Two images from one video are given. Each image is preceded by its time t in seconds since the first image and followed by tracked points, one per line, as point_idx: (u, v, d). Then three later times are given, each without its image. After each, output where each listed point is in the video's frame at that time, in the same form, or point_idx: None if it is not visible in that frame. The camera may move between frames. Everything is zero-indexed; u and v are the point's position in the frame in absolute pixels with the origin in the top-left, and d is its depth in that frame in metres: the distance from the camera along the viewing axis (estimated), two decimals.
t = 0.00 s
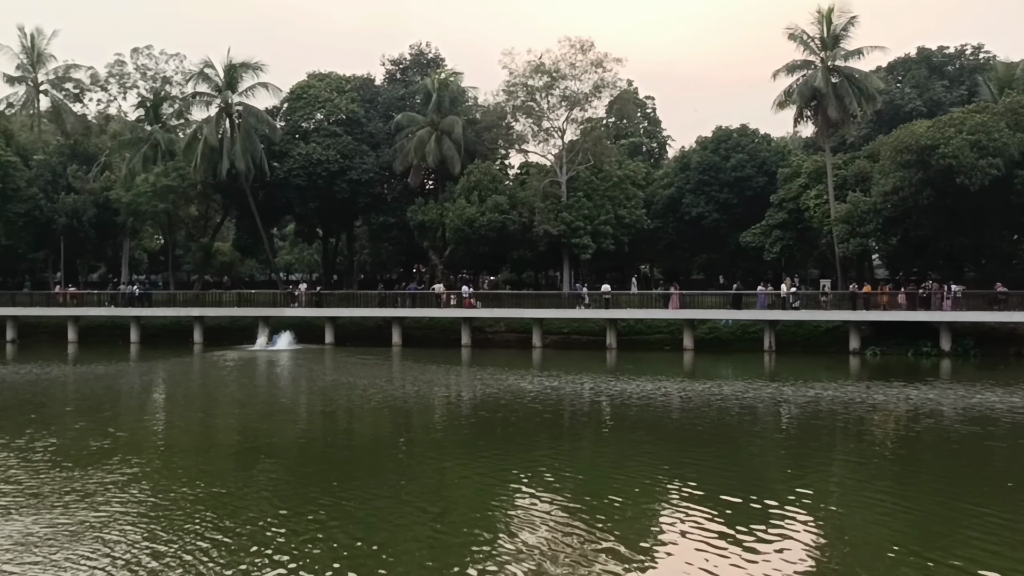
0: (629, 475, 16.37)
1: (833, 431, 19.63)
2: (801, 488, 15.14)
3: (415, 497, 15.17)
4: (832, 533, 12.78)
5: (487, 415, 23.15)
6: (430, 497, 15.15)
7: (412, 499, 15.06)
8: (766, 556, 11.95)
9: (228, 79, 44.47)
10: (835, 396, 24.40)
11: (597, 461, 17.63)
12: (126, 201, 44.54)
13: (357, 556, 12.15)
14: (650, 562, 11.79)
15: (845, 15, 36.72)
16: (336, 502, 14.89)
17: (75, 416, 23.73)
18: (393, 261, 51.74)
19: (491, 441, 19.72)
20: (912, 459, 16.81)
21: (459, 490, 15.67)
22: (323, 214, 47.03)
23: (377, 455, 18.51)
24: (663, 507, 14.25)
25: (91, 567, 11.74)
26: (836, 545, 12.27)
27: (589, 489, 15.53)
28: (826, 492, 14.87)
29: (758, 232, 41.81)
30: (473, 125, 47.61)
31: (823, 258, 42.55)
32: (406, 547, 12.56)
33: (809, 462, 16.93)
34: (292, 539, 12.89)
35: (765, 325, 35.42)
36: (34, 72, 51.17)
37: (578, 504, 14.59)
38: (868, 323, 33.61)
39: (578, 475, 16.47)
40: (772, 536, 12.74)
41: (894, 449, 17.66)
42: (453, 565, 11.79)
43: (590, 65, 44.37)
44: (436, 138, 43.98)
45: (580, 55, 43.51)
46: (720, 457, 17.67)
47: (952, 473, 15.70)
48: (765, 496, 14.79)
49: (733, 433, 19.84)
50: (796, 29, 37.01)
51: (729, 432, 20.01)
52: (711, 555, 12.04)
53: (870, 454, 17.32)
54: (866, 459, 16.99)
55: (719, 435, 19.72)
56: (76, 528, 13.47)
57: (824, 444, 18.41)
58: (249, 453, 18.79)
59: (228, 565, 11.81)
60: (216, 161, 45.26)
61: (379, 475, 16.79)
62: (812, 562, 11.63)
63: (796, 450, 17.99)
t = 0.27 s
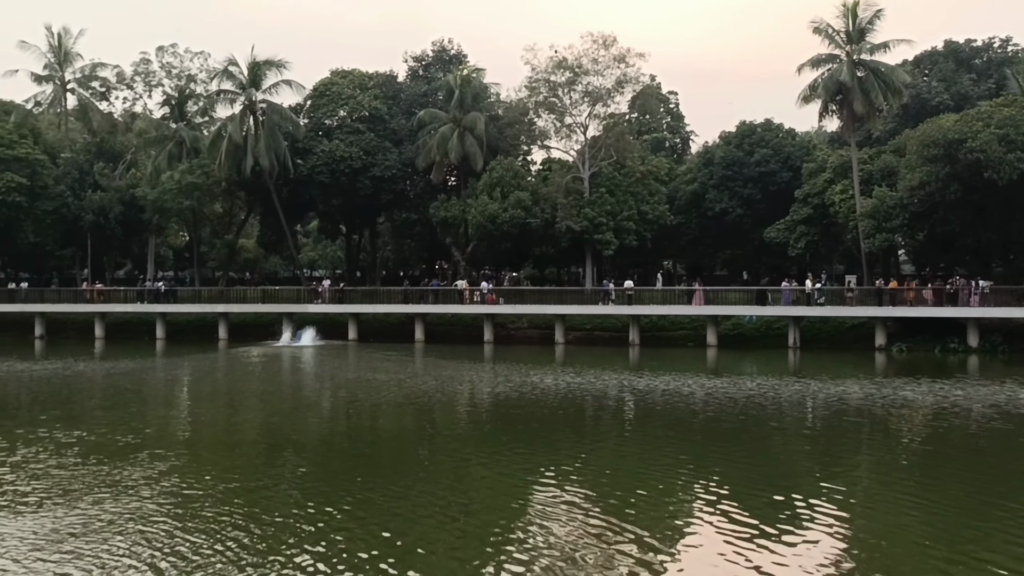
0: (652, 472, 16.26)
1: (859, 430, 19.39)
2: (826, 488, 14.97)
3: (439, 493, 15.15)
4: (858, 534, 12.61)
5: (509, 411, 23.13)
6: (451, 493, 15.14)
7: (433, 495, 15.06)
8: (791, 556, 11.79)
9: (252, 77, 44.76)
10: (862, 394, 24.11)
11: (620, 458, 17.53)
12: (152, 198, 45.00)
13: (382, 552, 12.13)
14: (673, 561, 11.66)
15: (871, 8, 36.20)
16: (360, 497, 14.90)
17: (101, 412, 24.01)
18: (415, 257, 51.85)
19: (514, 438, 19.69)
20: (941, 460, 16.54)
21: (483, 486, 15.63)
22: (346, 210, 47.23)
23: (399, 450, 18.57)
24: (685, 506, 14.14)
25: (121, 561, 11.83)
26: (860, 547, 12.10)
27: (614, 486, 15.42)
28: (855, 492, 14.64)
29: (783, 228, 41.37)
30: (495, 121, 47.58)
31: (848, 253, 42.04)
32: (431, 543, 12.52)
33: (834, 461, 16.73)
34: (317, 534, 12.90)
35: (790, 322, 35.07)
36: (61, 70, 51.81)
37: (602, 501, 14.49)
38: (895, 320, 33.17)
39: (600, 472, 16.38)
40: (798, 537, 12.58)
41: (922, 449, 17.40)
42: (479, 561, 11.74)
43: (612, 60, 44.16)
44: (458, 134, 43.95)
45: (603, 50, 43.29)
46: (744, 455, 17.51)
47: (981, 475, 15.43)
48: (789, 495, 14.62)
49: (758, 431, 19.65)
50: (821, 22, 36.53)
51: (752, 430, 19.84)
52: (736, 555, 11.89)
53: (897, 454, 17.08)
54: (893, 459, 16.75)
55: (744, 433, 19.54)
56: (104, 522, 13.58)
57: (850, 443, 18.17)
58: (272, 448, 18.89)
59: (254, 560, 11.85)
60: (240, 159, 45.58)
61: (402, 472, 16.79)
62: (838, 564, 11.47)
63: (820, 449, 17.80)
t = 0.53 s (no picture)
0: (673, 469, 16.19)
1: (883, 427, 19.20)
2: (849, 486, 14.83)
3: (459, 490, 15.12)
4: (881, 532, 12.50)
5: (529, 407, 23.13)
6: (471, 489, 15.16)
7: (453, 491, 15.08)
8: (813, 555, 11.64)
9: (273, 73, 45.03)
10: (886, 391, 23.84)
11: (641, 455, 17.47)
12: (175, 195, 45.42)
13: (402, 548, 12.12)
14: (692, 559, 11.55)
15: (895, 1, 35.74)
16: (380, 494, 14.89)
17: (125, 407, 24.24)
18: (436, 253, 51.96)
19: (534, 434, 19.63)
20: (968, 459, 16.29)
21: (503, 483, 15.58)
22: (367, 206, 47.41)
23: (419, 446, 18.62)
24: (705, 503, 14.07)
25: (145, 554, 11.92)
26: (882, 544, 11.99)
27: (635, 483, 15.31)
28: (879, 491, 14.46)
29: (805, 223, 40.98)
30: (515, 117, 47.54)
31: (872, 248, 41.62)
32: (451, 539, 12.49)
33: (857, 459, 16.57)
34: (337, 530, 12.91)
35: (812, 318, 34.78)
36: (85, 68, 52.36)
37: (623, 498, 14.38)
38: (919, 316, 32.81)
39: (621, 469, 16.33)
40: (819, 535, 12.43)
41: (947, 446, 17.20)
42: (499, 559, 11.69)
43: (633, 55, 43.97)
44: (478, 130, 43.95)
45: (623, 45, 43.10)
46: (765, 452, 17.39)
47: (1007, 473, 15.22)
48: (811, 493, 14.49)
49: (781, 428, 19.49)
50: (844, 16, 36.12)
51: (774, 427, 19.70)
52: (756, 553, 11.76)
53: (921, 452, 16.89)
54: (917, 456, 16.57)
55: (766, 430, 19.40)
56: (127, 516, 13.69)
57: (873, 440, 17.99)
58: (293, 444, 18.97)
59: (276, 555, 11.89)
60: (262, 155, 45.89)
61: (422, 468, 16.78)
62: (860, 563, 11.33)
63: (843, 446, 17.64)
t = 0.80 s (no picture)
0: (696, 466, 16.15)
1: (909, 425, 19.03)
2: (874, 484, 14.73)
3: (483, 487, 15.11)
4: (907, 530, 12.42)
5: (552, 404, 23.17)
6: (494, 485, 15.22)
7: (477, 486, 15.16)
8: (836, 553, 11.59)
9: (296, 71, 45.36)
10: (913, 388, 23.61)
11: (665, 451, 17.45)
12: (200, 192, 45.90)
13: (428, 545, 12.15)
14: (714, 558, 11.47)
15: None
16: (403, 490, 14.94)
17: (150, 402, 24.55)
18: (458, 249, 52.11)
19: (557, 431, 19.63)
20: (998, 459, 16.05)
21: (526, 480, 15.56)
22: (389, 203, 47.64)
23: (443, 442, 18.74)
24: (729, 500, 14.03)
25: (175, 546, 12.13)
26: (908, 542, 11.92)
27: (659, 481, 15.23)
28: (906, 489, 14.35)
29: (830, 219, 40.53)
30: (538, 113, 47.51)
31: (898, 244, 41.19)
32: (475, 537, 12.49)
33: (883, 456, 16.46)
34: (361, 526, 12.96)
35: (837, 315, 34.49)
36: (111, 67, 53.03)
37: (647, 496, 14.31)
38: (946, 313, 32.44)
39: (644, 466, 16.33)
40: (844, 534, 12.32)
41: (975, 444, 17.02)
42: (525, 556, 11.68)
43: (655, 51, 43.76)
44: (501, 127, 43.96)
45: (645, 40, 42.93)
46: (790, 449, 17.30)
47: None
48: (836, 491, 14.41)
49: (805, 426, 19.39)
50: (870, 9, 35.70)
51: (798, 424, 19.61)
52: (779, 552, 11.67)
53: (948, 449, 16.73)
54: (944, 454, 16.43)
55: (791, 427, 19.31)
56: (156, 509, 13.90)
57: (899, 438, 17.85)
58: (316, 440, 19.10)
59: (302, 548, 12.01)
60: (285, 153, 46.25)
61: (445, 464, 16.82)
62: (887, 562, 11.22)
63: (869, 443, 17.52)
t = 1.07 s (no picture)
0: (720, 463, 16.08)
1: (937, 422, 18.82)
2: (901, 483, 14.58)
3: (506, 483, 15.14)
4: (935, 530, 12.30)
5: (575, 400, 23.18)
6: (518, 481, 15.25)
7: (500, 482, 15.20)
8: (863, 551, 11.51)
9: (320, 68, 45.65)
10: (941, 386, 23.32)
11: (689, 448, 17.39)
12: (225, 189, 46.35)
13: (453, 541, 12.18)
14: (738, 555, 11.44)
15: None
16: (428, 486, 14.99)
17: (177, 398, 24.87)
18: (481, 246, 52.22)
19: (582, 428, 19.62)
20: None
21: (549, 476, 15.57)
22: (413, 200, 47.84)
23: (466, 438, 18.81)
24: (753, 498, 13.95)
25: (205, 540, 12.27)
26: (936, 542, 11.81)
27: (683, 479, 15.17)
28: (933, 489, 14.19)
29: (856, 215, 40.03)
30: (561, 109, 47.43)
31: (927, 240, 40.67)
32: (499, 532, 12.52)
33: (910, 455, 16.29)
34: (386, 522, 13.02)
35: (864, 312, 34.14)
36: (138, 65, 53.64)
37: (671, 493, 14.24)
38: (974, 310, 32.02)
39: (667, 462, 16.28)
40: (871, 533, 12.24)
41: (1004, 444, 16.80)
42: (549, 553, 11.68)
43: (680, 46, 43.51)
44: (524, 123, 43.92)
45: (669, 35, 42.72)
46: (815, 446, 17.17)
47: None
48: (863, 490, 14.27)
49: (831, 423, 19.23)
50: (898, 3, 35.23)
51: (824, 421, 19.46)
52: (803, 550, 11.61)
53: (977, 448, 16.53)
54: (973, 453, 16.22)
55: (817, 424, 19.16)
56: (184, 504, 14.08)
57: (927, 436, 17.66)
58: (341, 436, 19.22)
59: (327, 543, 12.12)
60: (309, 150, 46.57)
61: (469, 460, 16.88)
62: (915, 561, 11.13)
63: (896, 441, 17.35)
